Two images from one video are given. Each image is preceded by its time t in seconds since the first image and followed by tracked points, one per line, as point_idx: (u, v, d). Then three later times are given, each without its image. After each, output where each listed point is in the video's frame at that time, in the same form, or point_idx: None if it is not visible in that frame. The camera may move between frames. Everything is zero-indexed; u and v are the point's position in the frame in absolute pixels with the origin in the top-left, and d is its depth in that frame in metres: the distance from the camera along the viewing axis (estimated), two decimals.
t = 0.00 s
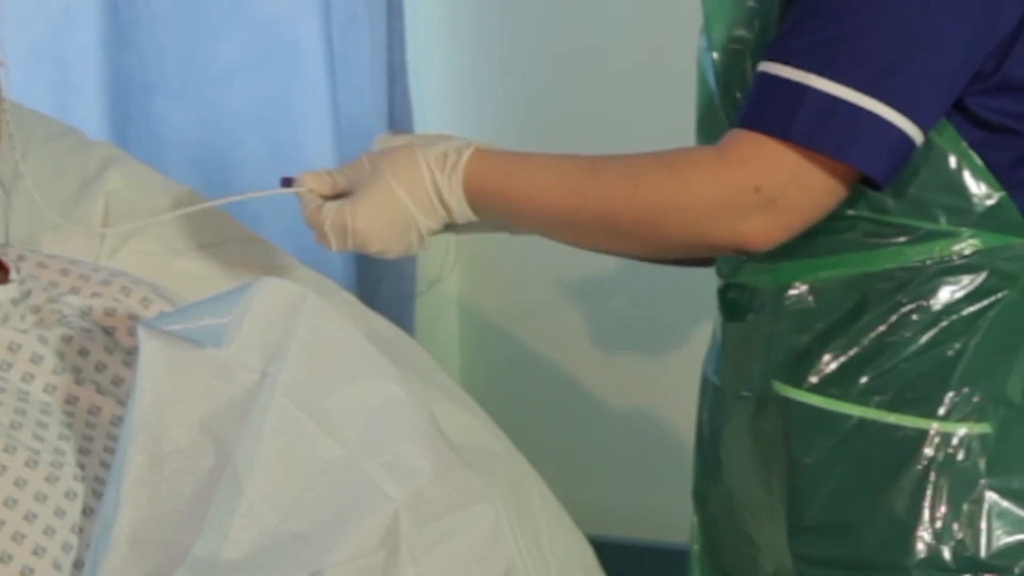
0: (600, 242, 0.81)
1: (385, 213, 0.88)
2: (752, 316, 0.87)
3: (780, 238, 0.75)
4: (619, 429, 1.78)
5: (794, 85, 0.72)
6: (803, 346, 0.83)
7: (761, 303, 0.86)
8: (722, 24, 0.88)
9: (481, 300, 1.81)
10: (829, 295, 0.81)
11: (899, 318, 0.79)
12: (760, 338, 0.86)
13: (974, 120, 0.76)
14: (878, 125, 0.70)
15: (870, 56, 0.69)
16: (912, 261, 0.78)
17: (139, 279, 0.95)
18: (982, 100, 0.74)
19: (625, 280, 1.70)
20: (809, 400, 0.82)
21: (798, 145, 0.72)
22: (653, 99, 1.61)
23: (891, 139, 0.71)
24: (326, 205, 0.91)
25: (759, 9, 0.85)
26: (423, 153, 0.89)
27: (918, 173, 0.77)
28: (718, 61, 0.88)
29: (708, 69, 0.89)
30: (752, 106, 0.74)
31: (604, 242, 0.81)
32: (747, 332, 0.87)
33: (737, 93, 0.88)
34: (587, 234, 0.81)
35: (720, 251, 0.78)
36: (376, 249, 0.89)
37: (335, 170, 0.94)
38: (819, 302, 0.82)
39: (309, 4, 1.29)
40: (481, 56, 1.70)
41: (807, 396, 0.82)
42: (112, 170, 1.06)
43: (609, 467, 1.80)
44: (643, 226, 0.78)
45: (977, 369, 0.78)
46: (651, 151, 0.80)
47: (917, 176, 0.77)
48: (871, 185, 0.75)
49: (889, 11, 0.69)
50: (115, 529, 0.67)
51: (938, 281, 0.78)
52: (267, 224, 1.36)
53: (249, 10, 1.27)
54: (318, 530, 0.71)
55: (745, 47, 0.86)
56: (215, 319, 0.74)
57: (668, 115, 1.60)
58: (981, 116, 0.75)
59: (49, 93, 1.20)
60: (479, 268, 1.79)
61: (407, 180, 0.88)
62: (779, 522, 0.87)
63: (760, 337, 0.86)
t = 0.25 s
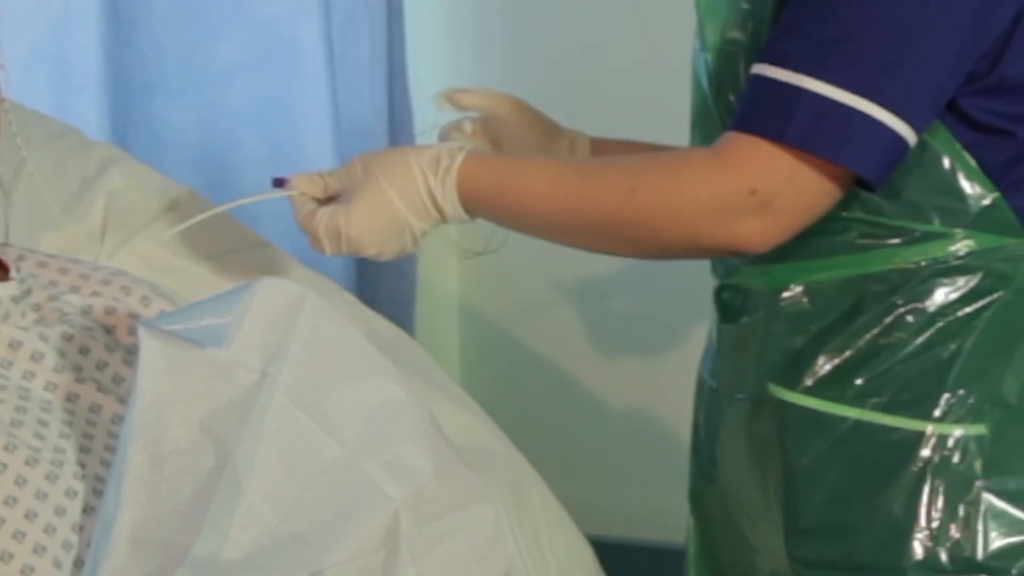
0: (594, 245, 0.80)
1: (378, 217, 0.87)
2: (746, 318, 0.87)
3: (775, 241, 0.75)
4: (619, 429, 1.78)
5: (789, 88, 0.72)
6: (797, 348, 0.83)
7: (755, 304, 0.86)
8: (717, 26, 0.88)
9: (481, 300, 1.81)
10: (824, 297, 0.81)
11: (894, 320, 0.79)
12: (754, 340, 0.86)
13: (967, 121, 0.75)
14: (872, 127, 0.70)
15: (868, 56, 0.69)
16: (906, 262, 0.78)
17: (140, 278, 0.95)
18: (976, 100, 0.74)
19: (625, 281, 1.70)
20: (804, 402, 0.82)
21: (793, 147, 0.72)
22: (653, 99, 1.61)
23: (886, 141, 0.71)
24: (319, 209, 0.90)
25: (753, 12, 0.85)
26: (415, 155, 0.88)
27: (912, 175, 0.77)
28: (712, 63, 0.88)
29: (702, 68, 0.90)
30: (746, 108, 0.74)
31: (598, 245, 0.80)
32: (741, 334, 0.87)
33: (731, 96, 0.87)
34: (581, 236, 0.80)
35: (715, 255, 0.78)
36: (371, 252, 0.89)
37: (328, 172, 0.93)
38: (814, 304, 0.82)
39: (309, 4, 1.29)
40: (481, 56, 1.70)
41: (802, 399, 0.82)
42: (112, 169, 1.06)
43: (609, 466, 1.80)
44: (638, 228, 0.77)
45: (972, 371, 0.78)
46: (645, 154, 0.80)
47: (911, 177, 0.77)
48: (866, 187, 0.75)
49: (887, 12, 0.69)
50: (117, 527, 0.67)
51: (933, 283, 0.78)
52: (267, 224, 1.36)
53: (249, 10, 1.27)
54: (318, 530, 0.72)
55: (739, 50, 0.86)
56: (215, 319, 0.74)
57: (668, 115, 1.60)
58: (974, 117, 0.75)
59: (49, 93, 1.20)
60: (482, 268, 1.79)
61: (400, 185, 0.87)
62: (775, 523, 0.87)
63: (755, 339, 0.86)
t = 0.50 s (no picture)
0: (593, 246, 0.81)
1: (382, 217, 0.88)
2: (744, 318, 0.87)
3: (771, 243, 0.75)
4: (619, 429, 1.78)
5: (783, 90, 0.72)
6: (793, 349, 0.83)
7: (752, 305, 0.86)
8: (713, 27, 0.88)
9: (481, 299, 1.81)
10: (819, 298, 0.81)
11: (890, 321, 0.79)
12: (748, 341, 0.86)
13: (962, 121, 0.76)
14: (866, 128, 0.70)
15: (868, 56, 0.69)
16: (902, 263, 0.78)
17: (140, 277, 0.95)
18: (971, 100, 0.75)
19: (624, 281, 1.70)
20: (800, 403, 0.82)
21: (787, 149, 0.72)
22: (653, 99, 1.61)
23: (881, 143, 0.71)
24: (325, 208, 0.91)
25: (750, 14, 0.85)
26: (420, 156, 0.89)
27: (907, 176, 0.77)
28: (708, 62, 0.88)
29: (698, 69, 0.90)
30: (740, 110, 0.74)
31: (597, 246, 0.81)
32: (737, 336, 0.87)
33: (726, 97, 0.88)
34: (580, 237, 0.81)
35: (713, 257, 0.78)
36: (375, 251, 0.90)
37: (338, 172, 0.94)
38: (810, 305, 0.82)
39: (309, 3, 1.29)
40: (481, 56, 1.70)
41: (799, 399, 0.82)
42: (113, 169, 1.06)
43: (608, 466, 1.80)
44: (636, 229, 0.78)
45: (969, 371, 0.79)
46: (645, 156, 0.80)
47: (906, 178, 0.77)
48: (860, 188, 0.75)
49: (886, 12, 0.69)
50: (118, 526, 0.67)
51: (930, 284, 0.78)
52: (267, 223, 1.36)
53: (249, 10, 1.27)
54: (318, 530, 0.71)
55: (735, 51, 0.86)
56: (218, 319, 0.74)
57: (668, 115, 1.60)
58: (969, 117, 0.75)
59: (49, 93, 1.20)
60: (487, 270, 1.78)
61: (404, 186, 0.88)
62: (774, 523, 0.87)
63: (749, 340, 0.86)
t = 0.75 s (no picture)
0: (598, 247, 0.81)
1: (396, 219, 0.88)
2: (748, 318, 0.87)
3: (774, 242, 0.75)
4: (618, 429, 1.78)
5: (788, 87, 0.72)
6: (796, 348, 0.83)
7: (756, 304, 0.86)
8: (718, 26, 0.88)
9: (480, 299, 1.81)
10: (823, 297, 0.82)
11: (894, 320, 0.79)
12: (752, 340, 0.86)
13: (966, 120, 0.76)
14: (870, 127, 0.70)
15: (869, 55, 0.69)
16: (905, 262, 0.78)
17: (140, 277, 0.95)
18: (975, 99, 0.75)
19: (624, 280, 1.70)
20: (803, 401, 0.82)
21: (791, 147, 0.72)
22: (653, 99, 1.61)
23: (885, 141, 0.71)
24: (339, 210, 0.91)
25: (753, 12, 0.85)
26: (435, 158, 0.89)
27: (910, 175, 0.77)
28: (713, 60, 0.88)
29: (702, 68, 0.90)
30: (745, 109, 0.74)
31: (602, 247, 0.81)
32: (743, 334, 0.87)
33: (730, 95, 0.88)
34: (585, 238, 0.81)
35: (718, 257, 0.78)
36: (389, 252, 0.90)
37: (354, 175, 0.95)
38: (813, 304, 0.82)
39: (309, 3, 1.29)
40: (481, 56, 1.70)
41: (802, 398, 0.82)
42: (113, 169, 1.06)
43: (608, 466, 1.80)
44: (639, 229, 0.78)
45: (971, 370, 0.79)
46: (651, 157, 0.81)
47: (911, 176, 0.77)
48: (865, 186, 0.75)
49: (889, 12, 0.69)
50: (119, 526, 0.67)
51: (933, 283, 0.78)
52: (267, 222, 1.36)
53: (249, 10, 1.27)
54: (318, 530, 0.71)
55: (739, 49, 0.86)
56: (220, 320, 0.74)
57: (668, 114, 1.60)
58: (974, 116, 0.75)
59: (49, 93, 1.20)
60: (488, 270, 1.78)
61: (417, 189, 0.88)
62: (776, 523, 0.87)
63: (754, 339, 0.86)
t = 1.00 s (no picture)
0: (604, 250, 0.81)
1: (406, 234, 0.88)
2: (749, 318, 0.87)
3: (780, 242, 0.75)
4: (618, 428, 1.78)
5: (794, 87, 0.72)
6: (801, 349, 0.83)
7: (759, 305, 0.86)
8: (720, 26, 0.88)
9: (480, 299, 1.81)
10: (827, 297, 0.82)
11: (899, 320, 0.79)
12: (756, 340, 0.86)
13: (973, 120, 0.76)
14: (877, 127, 0.71)
15: (872, 56, 0.70)
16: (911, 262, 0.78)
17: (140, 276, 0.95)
18: (982, 100, 0.75)
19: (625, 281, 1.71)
20: (808, 401, 0.82)
21: (798, 147, 0.72)
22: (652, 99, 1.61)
23: (891, 142, 0.71)
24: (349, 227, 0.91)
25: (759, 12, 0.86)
26: (442, 171, 0.88)
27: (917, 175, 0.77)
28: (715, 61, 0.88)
29: (705, 69, 0.90)
30: (750, 109, 0.74)
31: (608, 251, 0.81)
32: (745, 335, 0.87)
33: (736, 94, 0.88)
34: (591, 241, 0.81)
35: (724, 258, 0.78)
36: (401, 268, 0.90)
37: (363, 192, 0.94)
38: (818, 304, 0.82)
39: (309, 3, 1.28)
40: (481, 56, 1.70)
41: (807, 398, 0.82)
42: (112, 168, 1.06)
43: (608, 466, 1.81)
44: (644, 231, 0.78)
45: (975, 371, 0.79)
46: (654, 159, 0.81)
47: (916, 176, 0.77)
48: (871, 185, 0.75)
49: (892, 12, 0.69)
50: (120, 526, 0.67)
51: (938, 283, 0.78)
52: (266, 222, 1.36)
53: (249, 10, 1.27)
54: (319, 530, 0.71)
55: (744, 49, 0.87)
56: (220, 321, 0.75)
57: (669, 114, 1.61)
58: (982, 117, 0.75)
59: (49, 93, 1.19)
60: (488, 270, 1.78)
61: (425, 202, 0.87)
62: (778, 522, 0.88)
63: (757, 339, 0.86)
